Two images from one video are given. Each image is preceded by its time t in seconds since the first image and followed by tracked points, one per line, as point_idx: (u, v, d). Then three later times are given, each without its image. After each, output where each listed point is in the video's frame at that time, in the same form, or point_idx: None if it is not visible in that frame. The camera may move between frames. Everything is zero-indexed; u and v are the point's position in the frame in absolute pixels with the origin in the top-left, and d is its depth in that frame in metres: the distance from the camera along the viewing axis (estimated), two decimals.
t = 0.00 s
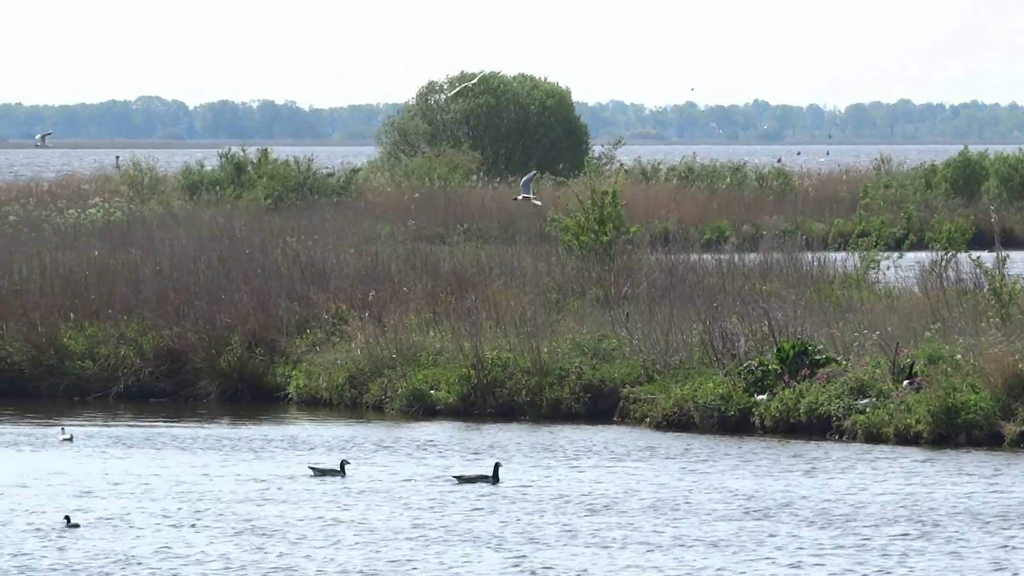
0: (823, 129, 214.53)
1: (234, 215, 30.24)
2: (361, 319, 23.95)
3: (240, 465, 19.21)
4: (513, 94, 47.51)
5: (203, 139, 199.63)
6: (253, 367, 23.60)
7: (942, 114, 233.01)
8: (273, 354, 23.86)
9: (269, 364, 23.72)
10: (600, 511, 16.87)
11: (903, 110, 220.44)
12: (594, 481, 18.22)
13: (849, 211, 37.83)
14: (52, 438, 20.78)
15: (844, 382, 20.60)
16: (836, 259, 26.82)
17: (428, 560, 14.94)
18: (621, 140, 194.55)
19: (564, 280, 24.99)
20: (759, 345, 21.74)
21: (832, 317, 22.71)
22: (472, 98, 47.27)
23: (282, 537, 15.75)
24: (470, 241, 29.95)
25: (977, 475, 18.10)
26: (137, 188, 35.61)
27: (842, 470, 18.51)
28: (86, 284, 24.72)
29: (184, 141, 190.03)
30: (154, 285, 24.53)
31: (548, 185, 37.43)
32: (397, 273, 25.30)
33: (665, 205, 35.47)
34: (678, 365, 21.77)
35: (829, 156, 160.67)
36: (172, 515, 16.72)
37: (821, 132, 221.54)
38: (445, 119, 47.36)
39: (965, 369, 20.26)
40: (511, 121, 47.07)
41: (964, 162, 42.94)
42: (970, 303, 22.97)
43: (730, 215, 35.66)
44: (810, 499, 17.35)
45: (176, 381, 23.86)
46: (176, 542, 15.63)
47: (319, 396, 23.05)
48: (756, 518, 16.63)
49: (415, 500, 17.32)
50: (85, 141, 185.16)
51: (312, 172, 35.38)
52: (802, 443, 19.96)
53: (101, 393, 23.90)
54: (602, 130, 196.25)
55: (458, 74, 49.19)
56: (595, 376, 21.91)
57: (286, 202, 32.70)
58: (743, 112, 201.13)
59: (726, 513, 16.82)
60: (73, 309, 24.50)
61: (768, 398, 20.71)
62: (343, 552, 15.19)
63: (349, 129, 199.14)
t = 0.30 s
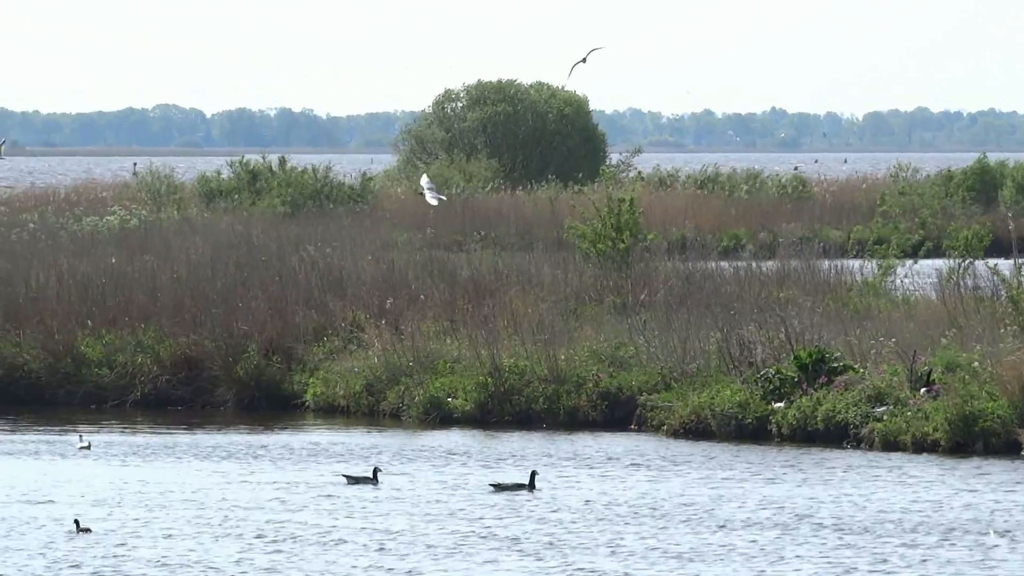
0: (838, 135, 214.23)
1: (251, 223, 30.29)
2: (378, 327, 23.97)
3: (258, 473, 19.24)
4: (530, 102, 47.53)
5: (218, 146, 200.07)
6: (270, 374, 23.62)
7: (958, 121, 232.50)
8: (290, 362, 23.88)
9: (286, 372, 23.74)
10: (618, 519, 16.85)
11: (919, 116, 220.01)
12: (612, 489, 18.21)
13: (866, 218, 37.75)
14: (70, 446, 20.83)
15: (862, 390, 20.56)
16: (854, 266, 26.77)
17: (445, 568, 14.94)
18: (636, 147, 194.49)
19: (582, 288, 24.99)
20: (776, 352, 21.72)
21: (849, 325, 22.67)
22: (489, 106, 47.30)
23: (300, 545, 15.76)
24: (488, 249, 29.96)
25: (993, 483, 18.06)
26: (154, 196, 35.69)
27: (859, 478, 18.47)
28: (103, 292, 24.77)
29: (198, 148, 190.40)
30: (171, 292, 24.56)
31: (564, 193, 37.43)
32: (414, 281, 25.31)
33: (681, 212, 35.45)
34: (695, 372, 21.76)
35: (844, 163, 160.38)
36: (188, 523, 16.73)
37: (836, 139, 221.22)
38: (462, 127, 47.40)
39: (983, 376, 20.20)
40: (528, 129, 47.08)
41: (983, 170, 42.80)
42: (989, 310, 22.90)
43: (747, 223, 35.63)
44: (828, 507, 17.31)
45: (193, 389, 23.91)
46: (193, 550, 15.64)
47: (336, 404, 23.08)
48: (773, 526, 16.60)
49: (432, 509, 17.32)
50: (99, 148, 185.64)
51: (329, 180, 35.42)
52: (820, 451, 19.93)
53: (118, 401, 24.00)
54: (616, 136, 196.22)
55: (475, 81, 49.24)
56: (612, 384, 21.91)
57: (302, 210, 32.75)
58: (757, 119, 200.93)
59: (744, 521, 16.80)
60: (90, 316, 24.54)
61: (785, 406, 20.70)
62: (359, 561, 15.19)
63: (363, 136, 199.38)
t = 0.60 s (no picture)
0: (849, 137, 214.05)
1: (262, 226, 30.33)
2: (390, 329, 23.99)
3: (270, 476, 19.26)
4: (542, 105, 47.54)
5: (228, 148, 200.31)
6: (281, 377, 23.64)
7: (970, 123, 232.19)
8: (302, 365, 23.90)
9: (298, 375, 23.76)
10: (630, 522, 16.85)
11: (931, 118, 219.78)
12: (624, 492, 18.21)
13: (878, 221, 37.71)
14: (82, 450, 20.86)
15: (874, 393, 20.55)
16: (866, 269, 26.75)
17: (457, 571, 14.94)
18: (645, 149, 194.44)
19: (593, 290, 25.00)
20: (788, 355, 21.72)
21: (861, 328, 22.66)
22: (501, 108, 47.33)
23: (313, 549, 15.77)
24: (500, 251, 29.97)
25: (1004, 486, 18.04)
26: (165, 199, 35.75)
27: (871, 481, 18.46)
28: (115, 295, 24.82)
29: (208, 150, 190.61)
30: (182, 295, 24.61)
31: (576, 195, 37.43)
32: (426, 283, 25.33)
33: (693, 215, 35.44)
34: (706, 375, 21.76)
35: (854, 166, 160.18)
36: (201, 526, 16.75)
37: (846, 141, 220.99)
38: (473, 129, 47.42)
39: (995, 379, 20.19)
40: (540, 132, 47.08)
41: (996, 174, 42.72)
42: (1001, 314, 22.87)
43: (759, 225, 35.61)
44: (841, 510, 17.29)
45: (205, 391, 23.94)
46: (205, 553, 15.66)
47: (348, 406, 23.09)
48: (785, 529, 16.60)
49: (444, 512, 17.33)
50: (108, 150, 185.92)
51: (340, 182, 35.45)
52: (832, 454, 19.91)
53: (129, 404, 23.99)
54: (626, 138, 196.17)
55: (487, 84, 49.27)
56: (624, 387, 21.91)
57: (314, 212, 32.78)
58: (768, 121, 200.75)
59: (757, 525, 16.79)
60: (102, 318, 24.60)
61: (797, 409, 20.68)
62: (372, 564, 15.20)
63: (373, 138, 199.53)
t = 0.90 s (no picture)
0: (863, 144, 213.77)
1: (278, 232, 30.39)
2: (405, 336, 24.02)
3: (285, 481, 19.29)
4: (557, 110, 47.56)
5: (241, 155, 200.65)
6: (297, 384, 23.67)
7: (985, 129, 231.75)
8: (317, 371, 23.93)
9: (313, 381, 23.77)
10: (646, 527, 16.84)
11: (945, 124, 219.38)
12: (640, 498, 18.21)
13: (893, 227, 37.67)
14: (97, 456, 20.92)
15: (889, 399, 20.53)
16: (881, 275, 26.71)
17: None
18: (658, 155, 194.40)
19: (609, 296, 25.01)
20: (804, 360, 21.71)
21: (876, 333, 22.63)
22: (516, 115, 47.37)
23: (328, 554, 15.80)
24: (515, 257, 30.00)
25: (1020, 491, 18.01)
26: (181, 205, 35.84)
27: (886, 487, 18.43)
28: (130, 301, 24.90)
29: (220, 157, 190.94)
30: (198, 301, 24.67)
31: (591, 201, 37.44)
32: (441, 289, 25.36)
33: (709, 221, 35.45)
34: (721, 381, 21.77)
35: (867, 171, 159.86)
36: (217, 532, 16.78)
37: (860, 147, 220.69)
38: (488, 135, 47.46)
39: (1010, 385, 20.15)
40: (555, 137, 47.11)
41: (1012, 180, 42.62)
42: (1017, 320, 22.83)
43: (774, 231, 35.58)
44: (857, 515, 17.27)
45: (220, 398, 23.99)
46: (221, 559, 15.68)
47: (363, 412, 23.11)
48: (799, 534, 16.60)
49: (460, 517, 17.33)
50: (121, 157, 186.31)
51: (355, 188, 35.52)
52: (847, 459, 19.89)
53: (145, 409, 24.11)
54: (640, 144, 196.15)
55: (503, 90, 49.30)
56: (639, 393, 21.91)
57: (329, 219, 32.83)
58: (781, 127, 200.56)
59: (772, 530, 16.78)
60: (117, 325, 24.69)
61: (812, 414, 20.65)
62: (388, 569, 15.21)
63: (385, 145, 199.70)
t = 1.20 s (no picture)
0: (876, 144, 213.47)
1: (290, 232, 30.42)
2: (417, 335, 24.04)
3: (298, 481, 19.30)
4: (570, 110, 47.55)
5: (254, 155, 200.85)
6: (309, 383, 23.69)
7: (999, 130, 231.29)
8: (329, 370, 23.94)
9: (325, 380, 23.79)
10: (659, 528, 16.81)
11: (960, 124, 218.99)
12: (654, 497, 18.18)
13: (906, 226, 37.63)
14: (110, 455, 20.94)
15: (901, 398, 20.51)
16: (894, 274, 26.67)
17: None
18: (670, 155, 194.26)
19: (621, 296, 25.02)
20: (816, 360, 21.70)
21: (888, 333, 22.61)
22: (529, 114, 47.38)
23: (341, 554, 15.79)
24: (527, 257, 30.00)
25: None
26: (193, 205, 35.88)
27: (897, 486, 18.41)
28: (142, 300, 24.97)
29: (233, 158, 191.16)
30: (210, 301, 24.71)
31: (603, 200, 37.43)
32: (453, 289, 25.39)
33: (722, 221, 35.43)
34: (734, 380, 21.76)
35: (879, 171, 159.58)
36: (229, 531, 16.79)
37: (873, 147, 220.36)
38: (501, 135, 47.48)
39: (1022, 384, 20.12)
40: (568, 137, 47.11)
41: None
42: None
43: (787, 231, 35.54)
44: (871, 515, 17.24)
45: (232, 397, 24.00)
46: (231, 558, 15.70)
47: (375, 411, 23.12)
48: (810, 534, 16.58)
49: (472, 517, 17.33)
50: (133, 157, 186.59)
51: (368, 188, 35.54)
52: (859, 459, 19.87)
53: (157, 408, 24.13)
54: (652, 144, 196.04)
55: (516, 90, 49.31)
56: (651, 392, 21.91)
57: (341, 219, 32.85)
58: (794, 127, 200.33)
59: (786, 530, 16.75)
60: (129, 324, 24.75)
61: (824, 413, 20.63)
62: (401, 569, 15.20)
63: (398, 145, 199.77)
